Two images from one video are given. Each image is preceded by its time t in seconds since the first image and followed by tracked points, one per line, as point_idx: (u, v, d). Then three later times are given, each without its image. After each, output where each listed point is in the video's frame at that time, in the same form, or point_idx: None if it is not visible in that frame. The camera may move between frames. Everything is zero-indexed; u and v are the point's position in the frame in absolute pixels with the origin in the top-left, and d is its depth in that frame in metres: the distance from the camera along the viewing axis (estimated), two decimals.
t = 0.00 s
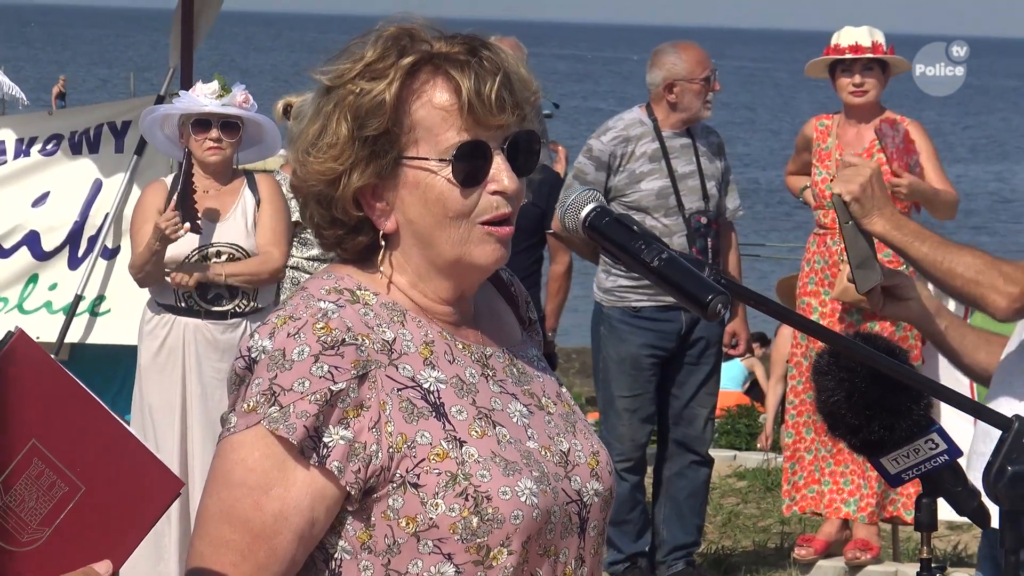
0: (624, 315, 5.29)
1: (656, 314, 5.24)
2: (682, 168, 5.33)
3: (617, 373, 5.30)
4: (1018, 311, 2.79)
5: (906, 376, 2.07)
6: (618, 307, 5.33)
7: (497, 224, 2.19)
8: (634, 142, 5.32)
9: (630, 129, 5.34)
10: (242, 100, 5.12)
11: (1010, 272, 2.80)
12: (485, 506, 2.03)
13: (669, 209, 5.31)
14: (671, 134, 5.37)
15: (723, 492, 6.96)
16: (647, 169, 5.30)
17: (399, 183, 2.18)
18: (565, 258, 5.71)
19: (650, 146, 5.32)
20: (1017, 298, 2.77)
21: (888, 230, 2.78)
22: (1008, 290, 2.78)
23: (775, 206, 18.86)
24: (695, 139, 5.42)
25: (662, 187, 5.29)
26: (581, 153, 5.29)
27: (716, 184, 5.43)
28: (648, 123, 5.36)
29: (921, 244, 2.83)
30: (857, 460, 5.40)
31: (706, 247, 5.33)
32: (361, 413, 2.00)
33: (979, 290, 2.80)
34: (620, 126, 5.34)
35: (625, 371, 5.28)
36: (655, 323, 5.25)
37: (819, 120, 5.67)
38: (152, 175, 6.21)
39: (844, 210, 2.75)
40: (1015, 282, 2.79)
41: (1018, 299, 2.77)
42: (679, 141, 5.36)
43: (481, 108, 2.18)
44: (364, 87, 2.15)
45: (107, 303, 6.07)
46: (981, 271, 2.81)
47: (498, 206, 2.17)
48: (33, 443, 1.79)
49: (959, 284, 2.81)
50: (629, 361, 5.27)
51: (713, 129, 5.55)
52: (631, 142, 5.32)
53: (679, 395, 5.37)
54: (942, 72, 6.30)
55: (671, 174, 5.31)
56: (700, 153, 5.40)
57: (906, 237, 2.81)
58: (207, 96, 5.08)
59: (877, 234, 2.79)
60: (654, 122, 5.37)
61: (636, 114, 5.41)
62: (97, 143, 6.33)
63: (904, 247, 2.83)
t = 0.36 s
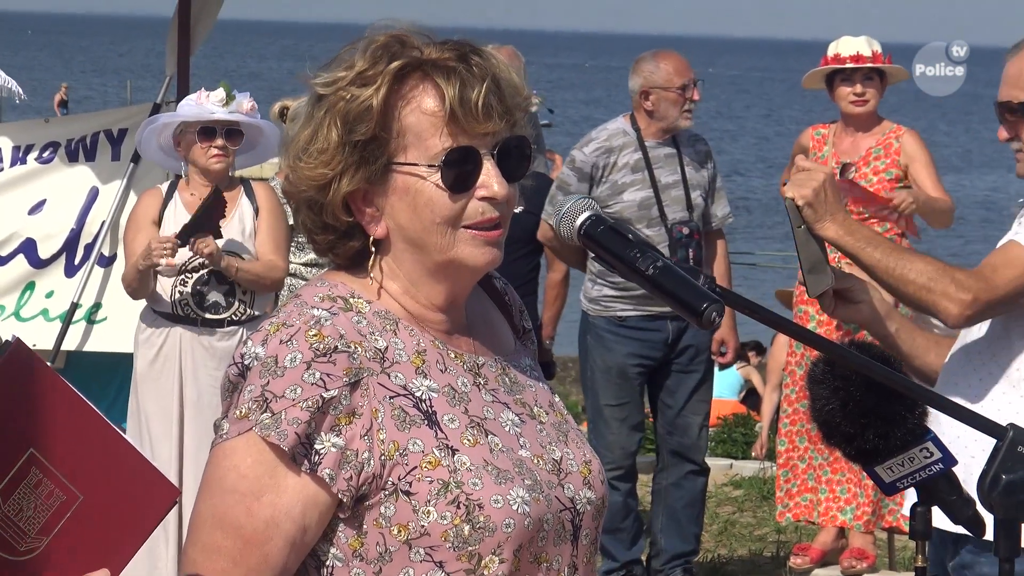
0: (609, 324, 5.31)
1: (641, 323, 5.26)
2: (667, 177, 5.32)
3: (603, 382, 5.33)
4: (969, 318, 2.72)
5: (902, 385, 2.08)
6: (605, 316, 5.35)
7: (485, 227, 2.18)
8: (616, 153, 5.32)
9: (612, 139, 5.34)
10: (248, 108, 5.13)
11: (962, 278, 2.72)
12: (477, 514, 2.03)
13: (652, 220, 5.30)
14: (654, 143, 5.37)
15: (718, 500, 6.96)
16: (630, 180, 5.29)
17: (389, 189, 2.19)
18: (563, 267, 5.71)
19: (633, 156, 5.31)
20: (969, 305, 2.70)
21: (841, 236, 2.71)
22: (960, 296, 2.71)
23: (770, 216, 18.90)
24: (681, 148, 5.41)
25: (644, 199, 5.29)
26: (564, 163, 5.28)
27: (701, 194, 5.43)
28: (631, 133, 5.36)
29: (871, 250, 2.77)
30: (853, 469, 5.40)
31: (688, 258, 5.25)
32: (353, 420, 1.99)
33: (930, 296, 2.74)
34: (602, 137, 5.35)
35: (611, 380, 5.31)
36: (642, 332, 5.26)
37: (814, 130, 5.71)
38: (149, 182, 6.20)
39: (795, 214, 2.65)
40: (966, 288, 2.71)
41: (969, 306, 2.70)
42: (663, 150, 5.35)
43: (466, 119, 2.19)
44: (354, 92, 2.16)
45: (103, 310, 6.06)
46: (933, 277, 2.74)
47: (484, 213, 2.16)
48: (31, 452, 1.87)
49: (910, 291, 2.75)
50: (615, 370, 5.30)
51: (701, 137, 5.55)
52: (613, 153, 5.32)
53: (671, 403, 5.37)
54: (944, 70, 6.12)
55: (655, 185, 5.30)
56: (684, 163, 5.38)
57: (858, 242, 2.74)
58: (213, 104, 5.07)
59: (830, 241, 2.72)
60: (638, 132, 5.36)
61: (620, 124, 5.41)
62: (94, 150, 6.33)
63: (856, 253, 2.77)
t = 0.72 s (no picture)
0: (605, 324, 5.35)
1: (637, 324, 5.28)
2: (665, 180, 5.32)
3: (600, 382, 5.36)
4: (943, 316, 2.71)
5: (903, 391, 2.08)
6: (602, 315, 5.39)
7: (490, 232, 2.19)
8: (616, 154, 5.35)
9: (613, 140, 5.38)
10: (227, 131, 4.93)
11: (935, 276, 2.71)
12: (478, 523, 2.03)
13: (648, 221, 5.31)
14: (655, 146, 5.37)
15: (717, 504, 6.96)
16: (628, 181, 5.32)
17: (396, 193, 2.19)
18: (563, 269, 5.71)
19: (633, 157, 5.33)
20: (942, 303, 2.69)
21: (814, 236, 2.72)
22: (933, 294, 2.70)
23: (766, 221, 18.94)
24: (683, 152, 5.40)
25: (641, 200, 5.30)
26: (564, 164, 5.35)
27: (703, 200, 5.40)
28: (632, 135, 5.38)
29: (845, 249, 2.77)
30: (853, 472, 5.42)
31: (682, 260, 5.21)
32: (354, 429, 2.00)
33: (905, 295, 2.73)
34: (603, 138, 5.38)
35: (609, 380, 5.34)
36: (638, 334, 5.27)
37: (814, 132, 5.71)
38: (149, 185, 6.21)
39: (768, 214, 2.64)
40: (940, 287, 2.70)
41: (943, 304, 2.69)
42: (664, 153, 5.36)
43: (476, 119, 2.19)
44: (362, 96, 2.16)
45: (103, 313, 6.06)
46: (906, 276, 2.73)
47: (491, 215, 2.17)
48: (28, 455, 1.87)
49: (884, 289, 2.76)
50: (612, 371, 5.33)
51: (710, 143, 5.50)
52: (613, 154, 5.36)
53: (671, 408, 5.37)
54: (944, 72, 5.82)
55: (653, 187, 5.30)
56: (686, 167, 5.37)
57: (829, 241, 2.75)
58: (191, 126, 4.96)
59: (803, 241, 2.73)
60: (639, 134, 5.38)
61: (623, 126, 5.43)
62: (93, 153, 6.34)
63: (828, 253, 2.78)
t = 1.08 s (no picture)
0: (612, 319, 5.35)
1: (643, 319, 5.28)
2: (673, 177, 5.33)
3: (604, 378, 5.36)
4: (920, 318, 2.73)
5: (899, 390, 2.08)
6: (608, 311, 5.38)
7: (492, 237, 2.19)
8: (624, 150, 5.37)
9: (622, 137, 5.39)
10: (220, 136, 4.93)
11: (912, 278, 2.72)
12: (477, 527, 2.03)
13: (654, 216, 5.31)
14: (665, 143, 5.38)
15: (715, 503, 6.96)
16: (635, 177, 5.32)
17: (398, 195, 2.19)
18: (560, 269, 5.70)
19: (641, 154, 5.34)
20: (918, 306, 2.71)
21: (794, 236, 2.75)
22: (909, 296, 2.71)
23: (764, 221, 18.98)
24: (694, 150, 5.41)
25: (648, 195, 5.30)
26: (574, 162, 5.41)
27: (713, 199, 5.39)
28: (641, 132, 5.40)
29: (825, 250, 2.78)
30: (852, 473, 5.43)
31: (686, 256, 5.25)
32: (354, 433, 2.00)
33: (881, 297, 2.75)
34: (612, 134, 5.40)
35: (613, 375, 5.33)
36: (644, 329, 5.28)
37: (813, 132, 5.70)
38: (147, 184, 6.20)
39: (749, 214, 2.72)
40: (916, 289, 2.71)
41: (919, 307, 2.70)
42: (673, 151, 5.36)
43: (477, 123, 2.18)
44: (364, 98, 2.16)
45: (101, 312, 6.06)
46: (884, 278, 2.75)
47: (493, 219, 2.17)
48: (27, 457, 1.65)
49: (862, 290, 2.76)
50: (616, 366, 5.33)
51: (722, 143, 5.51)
52: (621, 150, 5.37)
53: (675, 405, 5.38)
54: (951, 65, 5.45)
55: (660, 183, 5.31)
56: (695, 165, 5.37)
57: (809, 241, 2.78)
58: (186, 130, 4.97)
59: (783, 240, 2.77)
60: (649, 133, 5.39)
61: (633, 124, 5.45)
62: (91, 152, 6.35)
63: (807, 253, 2.79)
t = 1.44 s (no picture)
0: (619, 315, 5.36)
1: (649, 316, 5.28)
2: (684, 176, 5.34)
3: (609, 371, 5.36)
4: (923, 313, 2.75)
5: (900, 386, 2.08)
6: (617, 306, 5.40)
7: (487, 235, 2.19)
8: (638, 147, 5.40)
9: (636, 134, 5.42)
10: (218, 135, 4.92)
11: (915, 273, 2.75)
12: (480, 526, 2.03)
13: (662, 214, 5.33)
14: (678, 141, 5.39)
15: (714, 499, 6.96)
16: (646, 175, 5.35)
17: (397, 193, 2.19)
18: (558, 266, 5.69)
19: (654, 152, 5.37)
20: (921, 301, 2.74)
21: (796, 236, 2.75)
22: (912, 292, 2.75)
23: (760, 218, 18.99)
24: (708, 150, 5.39)
25: (657, 193, 5.33)
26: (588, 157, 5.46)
27: (725, 199, 5.38)
28: (656, 130, 5.41)
29: (826, 249, 2.81)
30: (852, 472, 5.42)
31: (691, 255, 5.26)
32: (357, 431, 2.00)
33: (884, 293, 2.77)
34: (627, 131, 5.43)
35: (617, 369, 5.34)
36: (650, 325, 5.29)
37: (812, 129, 5.70)
38: (145, 181, 6.20)
39: (750, 215, 2.71)
40: (919, 283, 2.74)
41: (922, 302, 2.73)
42: (687, 150, 5.36)
43: (474, 118, 2.19)
44: (361, 97, 2.16)
45: (99, 309, 6.06)
46: (886, 273, 2.77)
47: (490, 215, 2.17)
48: (19, 457, 1.63)
49: (864, 288, 2.79)
50: (621, 359, 5.33)
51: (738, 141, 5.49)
52: (634, 147, 5.40)
53: (680, 401, 5.38)
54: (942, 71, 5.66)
55: (671, 181, 5.33)
56: (708, 165, 5.36)
57: (811, 241, 2.78)
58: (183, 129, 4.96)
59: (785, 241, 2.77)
60: (663, 131, 5.41)
61: (649, 122, 5.47)
62: (89, 149, 6.34)
63: (810, 252, 2.80)
